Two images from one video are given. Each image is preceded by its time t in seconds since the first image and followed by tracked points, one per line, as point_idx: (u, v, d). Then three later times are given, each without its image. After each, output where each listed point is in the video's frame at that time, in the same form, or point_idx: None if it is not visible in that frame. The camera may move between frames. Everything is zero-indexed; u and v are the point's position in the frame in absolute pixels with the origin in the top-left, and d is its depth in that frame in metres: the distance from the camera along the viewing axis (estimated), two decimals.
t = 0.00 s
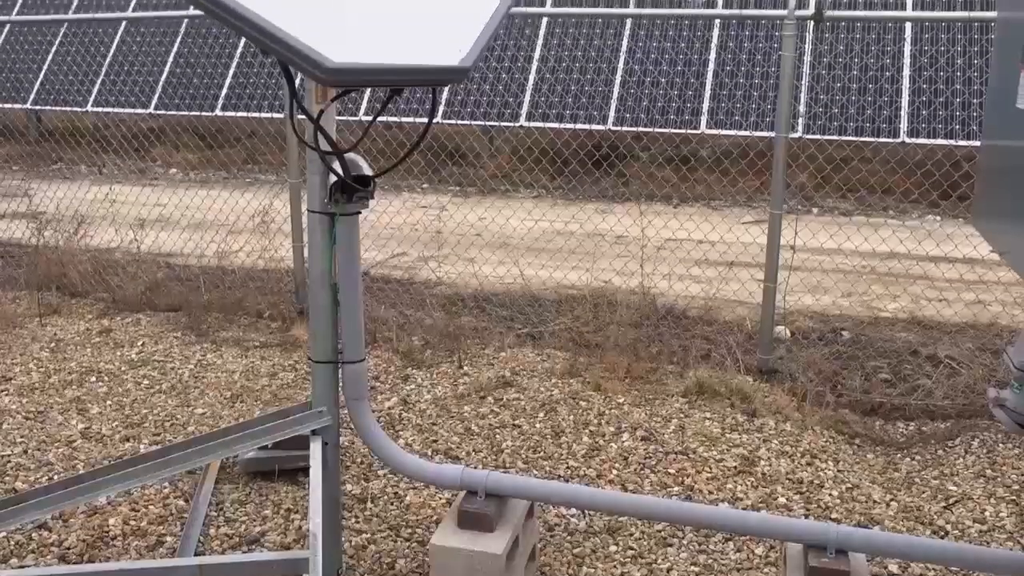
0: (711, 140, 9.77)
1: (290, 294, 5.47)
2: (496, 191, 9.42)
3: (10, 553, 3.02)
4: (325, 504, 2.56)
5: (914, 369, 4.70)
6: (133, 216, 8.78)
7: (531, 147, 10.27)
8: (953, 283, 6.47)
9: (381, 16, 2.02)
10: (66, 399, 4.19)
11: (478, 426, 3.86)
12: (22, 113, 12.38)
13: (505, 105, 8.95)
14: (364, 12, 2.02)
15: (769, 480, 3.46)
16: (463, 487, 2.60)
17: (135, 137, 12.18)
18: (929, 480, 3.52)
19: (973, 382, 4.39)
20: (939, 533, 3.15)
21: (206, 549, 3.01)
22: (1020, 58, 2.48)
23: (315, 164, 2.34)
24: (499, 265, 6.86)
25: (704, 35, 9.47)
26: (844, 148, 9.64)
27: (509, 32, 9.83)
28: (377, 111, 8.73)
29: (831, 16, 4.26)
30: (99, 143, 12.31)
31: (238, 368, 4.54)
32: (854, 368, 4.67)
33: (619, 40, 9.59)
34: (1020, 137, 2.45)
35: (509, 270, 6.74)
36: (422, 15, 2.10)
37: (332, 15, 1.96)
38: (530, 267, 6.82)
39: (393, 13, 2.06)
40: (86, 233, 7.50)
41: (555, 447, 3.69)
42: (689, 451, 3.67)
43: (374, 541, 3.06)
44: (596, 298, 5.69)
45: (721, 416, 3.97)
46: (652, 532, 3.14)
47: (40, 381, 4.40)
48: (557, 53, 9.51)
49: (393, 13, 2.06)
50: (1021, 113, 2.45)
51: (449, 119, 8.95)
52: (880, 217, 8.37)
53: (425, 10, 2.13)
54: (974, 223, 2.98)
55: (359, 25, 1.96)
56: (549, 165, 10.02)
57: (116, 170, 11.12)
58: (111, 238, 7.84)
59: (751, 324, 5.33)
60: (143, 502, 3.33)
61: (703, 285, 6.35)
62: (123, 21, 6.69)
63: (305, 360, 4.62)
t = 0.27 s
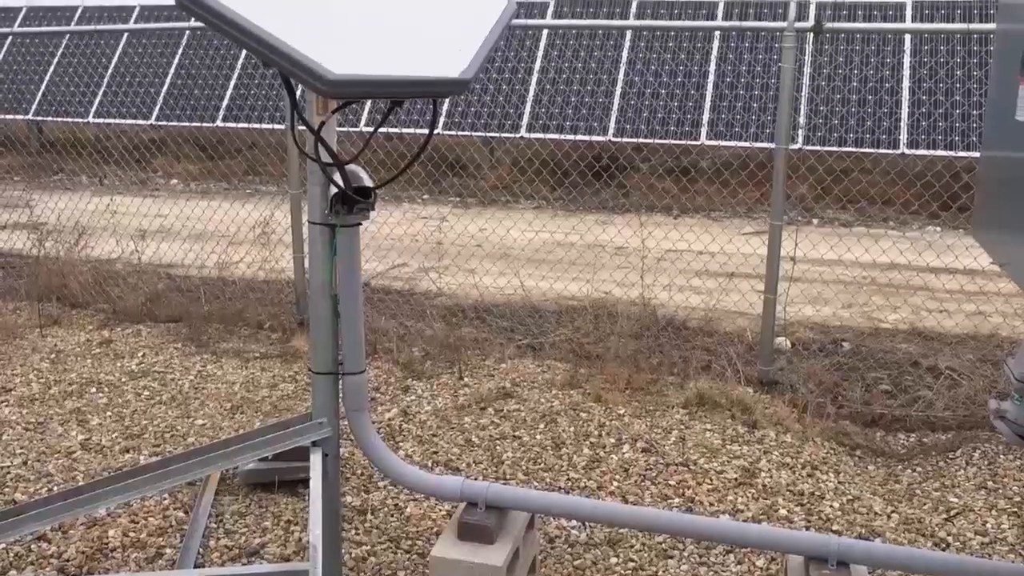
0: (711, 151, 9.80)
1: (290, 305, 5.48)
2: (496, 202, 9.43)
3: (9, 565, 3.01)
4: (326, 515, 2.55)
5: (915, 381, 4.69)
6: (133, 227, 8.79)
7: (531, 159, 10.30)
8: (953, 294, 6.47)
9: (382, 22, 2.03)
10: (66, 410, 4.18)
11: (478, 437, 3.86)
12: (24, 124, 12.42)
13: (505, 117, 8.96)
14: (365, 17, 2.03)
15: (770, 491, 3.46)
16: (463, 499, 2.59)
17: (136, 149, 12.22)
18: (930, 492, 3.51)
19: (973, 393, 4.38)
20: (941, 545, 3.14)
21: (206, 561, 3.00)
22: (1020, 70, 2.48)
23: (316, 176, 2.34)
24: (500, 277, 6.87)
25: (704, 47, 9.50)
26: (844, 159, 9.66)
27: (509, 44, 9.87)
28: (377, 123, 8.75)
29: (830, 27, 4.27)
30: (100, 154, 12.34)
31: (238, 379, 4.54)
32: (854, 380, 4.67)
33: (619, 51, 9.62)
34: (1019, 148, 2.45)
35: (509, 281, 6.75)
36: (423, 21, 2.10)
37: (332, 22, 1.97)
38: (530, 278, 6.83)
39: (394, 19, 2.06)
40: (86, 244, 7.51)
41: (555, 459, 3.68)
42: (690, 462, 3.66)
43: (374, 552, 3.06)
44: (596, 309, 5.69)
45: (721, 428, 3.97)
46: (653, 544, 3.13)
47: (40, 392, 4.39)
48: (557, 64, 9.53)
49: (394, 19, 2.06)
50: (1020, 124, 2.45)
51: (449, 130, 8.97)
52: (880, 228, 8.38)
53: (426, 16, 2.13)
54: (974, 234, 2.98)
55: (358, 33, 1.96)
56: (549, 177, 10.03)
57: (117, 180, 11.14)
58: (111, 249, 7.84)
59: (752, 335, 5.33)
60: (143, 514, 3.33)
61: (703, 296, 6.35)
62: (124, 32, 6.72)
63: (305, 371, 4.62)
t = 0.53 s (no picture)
0: (712, 165, 9.83)
1: (291, 318, 5.48)
2: (497, 215, 9.45)
3: None
4: (326, 530, 2.54)
5: (916, 394, 4.68)
6: (135, 239, 8.81)
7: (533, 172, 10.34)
8: (955, 307, 6.47)
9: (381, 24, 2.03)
10: (66, 424, 4.18)
11: (479, 451, 3.85)
12: (26, 137, 12.47)
13: (507, 130, 8.98)
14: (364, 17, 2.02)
15: (772, 505, 3.45)
16: (463, 513, 2.59)
17: (139, 162, 12.27)
18: (933, 506, 3.50)
19: (976, 407, 4.38)
20: (943, 559, 3.13)
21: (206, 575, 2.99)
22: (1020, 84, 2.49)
23: (318, 190, 2.35)
24: (501, 290, 6.87)
25: (705, 61, 9.54)
26: (845, 173, 9.69)
27: (510, 58, 9.92)
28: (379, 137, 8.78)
29: (830, 41, 4.29)
30: (102, 167, 12.39)
31: (239, 393, 4.53)
32: (856, 393, 4.66)
33: (620, 65, 9.65)
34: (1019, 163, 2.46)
35: (510, 294, 6.76)
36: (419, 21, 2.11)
37: (332, 26, 1.96)
38: (532, 291, 6.84)
39: (391, 21, 2.06)
40: (88, 257, 7.52)
41: (556, 473, 3.68)
42: (691, 476, 3.65)
43: (375, 567, 3.05)
44: (598, 323, 5.70)
45: (723, 442, 3.96)
46: (655, 558, 3.12)
47: (41, 405, 4.39)
48: (558, 78, 9.58)
49: (390, 19, 2.06)
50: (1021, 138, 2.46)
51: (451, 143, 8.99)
52: (881, 241, 8.38)
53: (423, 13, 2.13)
54: (973, 247, 3.00)
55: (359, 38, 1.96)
56: (550, 190, 10.05)
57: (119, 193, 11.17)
58: (113, 262, 7.85)
59: (753, 349, 5.33)
60: (143, 528, 3.32)
61: (704, 309, 6.35)
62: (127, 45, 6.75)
63: (306, 384, 4.62)
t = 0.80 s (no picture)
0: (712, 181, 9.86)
1: (292, 335, 5.48)
2: (498, 231, 9.47)
3: None
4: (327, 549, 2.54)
5: (917, 411, 4.68)
6: (137, 255, 8.82)
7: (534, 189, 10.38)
8: (955, 323, 6.47)
9: (383, 35, 2.04)
10: (66, 440, 4.17)
11: (480, 468, 3.84)
12: (28, 153, 12.52)
13: (508, 146, 9.02)
14: (367, 28, 2.03)
15: (773, 523, 3.44)
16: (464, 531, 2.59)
17: (140, 178, 12.32)
18: (934, 523, 3.49)
19: (977, 423, 4.37)
20: None
21: None
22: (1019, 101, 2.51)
23: (319, 207, 2.36)
24: (501, 306, 6.88)
25: (705, 78, 9.58)
26: (845, 190, 9.72)
27: (512, 75, 9.97)
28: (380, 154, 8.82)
29: (830, 58, 4.31)
30: (103, 183, 12.44)
31: (239, 409, 4.53)
32: (857, 410, 4.66)
33: (620, 82, 9.70)
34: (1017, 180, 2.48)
35: (511, 310, 6.76)
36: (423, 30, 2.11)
37: (334, 38, 1.97)
38: (532, 307, 6.84)
39: (394, 31, 2.06)
40: (89, 273, 7.53)
41: (557, 490, 3.67)
42: (692, 493, 3.64)
43: None
44: (598, 340, 5.70)
45: (724, 458, 3.95)
46: None
47: (41, 421, 4.38)
48: (559, 94, 9.63)
49: (394, 28, 2.07)
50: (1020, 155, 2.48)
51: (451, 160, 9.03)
52: (882, 258, 8.40)
53: (426, 21, 2.14)
54: (975, 259, 2.99)
55: (363, 51, 1.97)
56: (551, 207, 10.08)
57: (120, 209, 11.20)
58: (114, 278, 7.87)
59: (753, 365, 5.33)
60: (142, 545, 3.31)
61: (704, 325, 6.35)
62: (130, 61, 6.77)
63: (306, 401, 4.61)
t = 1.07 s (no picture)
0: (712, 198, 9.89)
1: (293, 350, 5.48)
2: (499, 247, 9.48)
3: None
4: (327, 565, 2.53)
5: (919, 427, 4.66)
6: (138, 270, 8.83)
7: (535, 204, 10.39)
8: (957, 339, 6.47)
9: (384, 48, 2.05)
10: (66, 456, 4.17)
11: (481, 484, 3.83)
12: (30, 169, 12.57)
13: (510, 162, 9.00)
14: (367, 40, 2.04)
15: (775, 539, 3.42)
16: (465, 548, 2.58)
17: (141, 193, 12.36)
18: (936, 540, 3.48)
19: (979, 439, 4.35)
20: None
21: None
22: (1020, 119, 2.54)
23: (320, 223, 2.36)
24: (502, 321, 6.88)
25: (705, 94, 9.61)
26: (845, 206, 9.75)
27: (512, 91, 10.02)
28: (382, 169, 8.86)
29: (830, 74, 4.32)
30: (105, 198, 12.47)
31: (240, 425, 4.52)
32: (858, 426, 4.65)
33: (621, 98, 9.74)
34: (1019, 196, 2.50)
35: (511, 325, 6.77)
36: (422, 42, 2.13)
37: (337, 51, 1.98)
38: (533, 322, 6.84)
39: (395, 44, 2.08)
40: (90, 288, 7.53)
41: (558, 506, 3.66)
42: (693, 510, 3.63)
43: None
44: (598, 356, 5.70)
45: (725, 475, 3.94)
46: None
47: (41, 437, 4.38)
48: (559, 110, 9.66)
49: (394, 41, 2.08)
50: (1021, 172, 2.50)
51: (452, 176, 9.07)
52: (883, 273, 8.40)
53: (425, 33, 2.16)
54: (975, 275, 3.03)
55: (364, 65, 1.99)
56: (553, 222, 10.11)
57: (121, 224, 11.22)
58: (115, 293, 7.87)
59: (754, 381, 5.32)
60: (142, 561, 3.30)
61: (705, 341, 6.35)
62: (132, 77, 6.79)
63: (307, 417, 4.61)
